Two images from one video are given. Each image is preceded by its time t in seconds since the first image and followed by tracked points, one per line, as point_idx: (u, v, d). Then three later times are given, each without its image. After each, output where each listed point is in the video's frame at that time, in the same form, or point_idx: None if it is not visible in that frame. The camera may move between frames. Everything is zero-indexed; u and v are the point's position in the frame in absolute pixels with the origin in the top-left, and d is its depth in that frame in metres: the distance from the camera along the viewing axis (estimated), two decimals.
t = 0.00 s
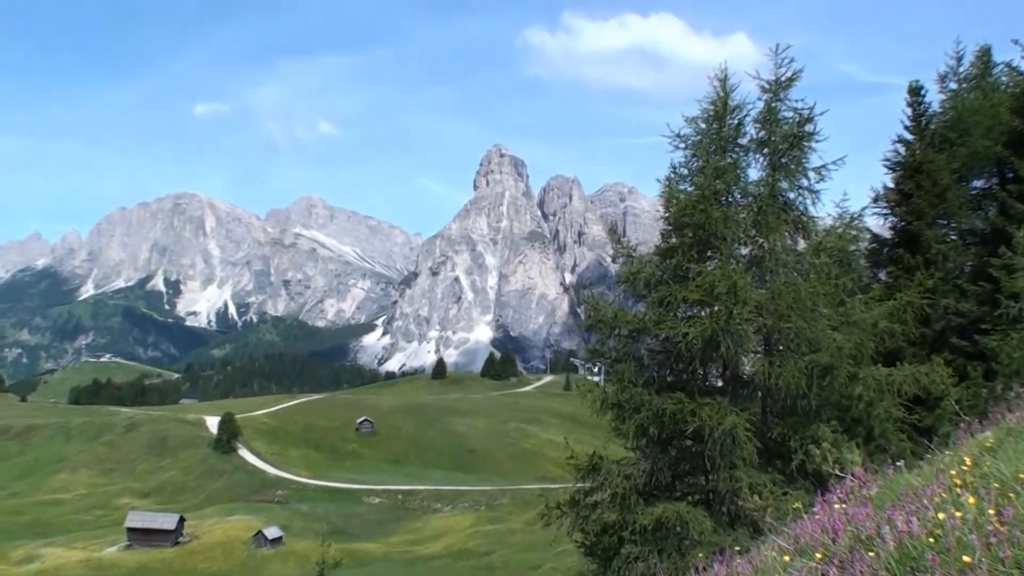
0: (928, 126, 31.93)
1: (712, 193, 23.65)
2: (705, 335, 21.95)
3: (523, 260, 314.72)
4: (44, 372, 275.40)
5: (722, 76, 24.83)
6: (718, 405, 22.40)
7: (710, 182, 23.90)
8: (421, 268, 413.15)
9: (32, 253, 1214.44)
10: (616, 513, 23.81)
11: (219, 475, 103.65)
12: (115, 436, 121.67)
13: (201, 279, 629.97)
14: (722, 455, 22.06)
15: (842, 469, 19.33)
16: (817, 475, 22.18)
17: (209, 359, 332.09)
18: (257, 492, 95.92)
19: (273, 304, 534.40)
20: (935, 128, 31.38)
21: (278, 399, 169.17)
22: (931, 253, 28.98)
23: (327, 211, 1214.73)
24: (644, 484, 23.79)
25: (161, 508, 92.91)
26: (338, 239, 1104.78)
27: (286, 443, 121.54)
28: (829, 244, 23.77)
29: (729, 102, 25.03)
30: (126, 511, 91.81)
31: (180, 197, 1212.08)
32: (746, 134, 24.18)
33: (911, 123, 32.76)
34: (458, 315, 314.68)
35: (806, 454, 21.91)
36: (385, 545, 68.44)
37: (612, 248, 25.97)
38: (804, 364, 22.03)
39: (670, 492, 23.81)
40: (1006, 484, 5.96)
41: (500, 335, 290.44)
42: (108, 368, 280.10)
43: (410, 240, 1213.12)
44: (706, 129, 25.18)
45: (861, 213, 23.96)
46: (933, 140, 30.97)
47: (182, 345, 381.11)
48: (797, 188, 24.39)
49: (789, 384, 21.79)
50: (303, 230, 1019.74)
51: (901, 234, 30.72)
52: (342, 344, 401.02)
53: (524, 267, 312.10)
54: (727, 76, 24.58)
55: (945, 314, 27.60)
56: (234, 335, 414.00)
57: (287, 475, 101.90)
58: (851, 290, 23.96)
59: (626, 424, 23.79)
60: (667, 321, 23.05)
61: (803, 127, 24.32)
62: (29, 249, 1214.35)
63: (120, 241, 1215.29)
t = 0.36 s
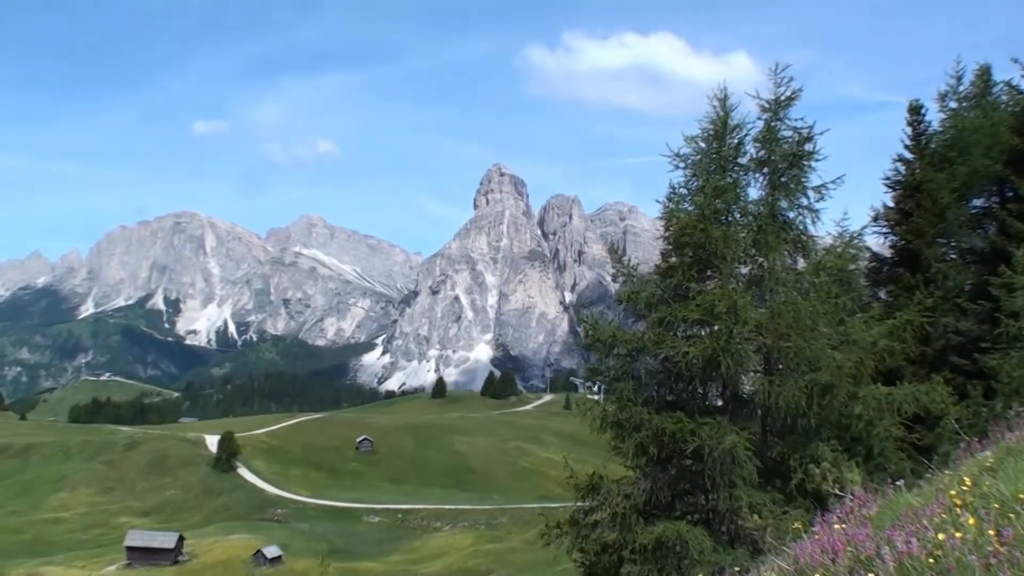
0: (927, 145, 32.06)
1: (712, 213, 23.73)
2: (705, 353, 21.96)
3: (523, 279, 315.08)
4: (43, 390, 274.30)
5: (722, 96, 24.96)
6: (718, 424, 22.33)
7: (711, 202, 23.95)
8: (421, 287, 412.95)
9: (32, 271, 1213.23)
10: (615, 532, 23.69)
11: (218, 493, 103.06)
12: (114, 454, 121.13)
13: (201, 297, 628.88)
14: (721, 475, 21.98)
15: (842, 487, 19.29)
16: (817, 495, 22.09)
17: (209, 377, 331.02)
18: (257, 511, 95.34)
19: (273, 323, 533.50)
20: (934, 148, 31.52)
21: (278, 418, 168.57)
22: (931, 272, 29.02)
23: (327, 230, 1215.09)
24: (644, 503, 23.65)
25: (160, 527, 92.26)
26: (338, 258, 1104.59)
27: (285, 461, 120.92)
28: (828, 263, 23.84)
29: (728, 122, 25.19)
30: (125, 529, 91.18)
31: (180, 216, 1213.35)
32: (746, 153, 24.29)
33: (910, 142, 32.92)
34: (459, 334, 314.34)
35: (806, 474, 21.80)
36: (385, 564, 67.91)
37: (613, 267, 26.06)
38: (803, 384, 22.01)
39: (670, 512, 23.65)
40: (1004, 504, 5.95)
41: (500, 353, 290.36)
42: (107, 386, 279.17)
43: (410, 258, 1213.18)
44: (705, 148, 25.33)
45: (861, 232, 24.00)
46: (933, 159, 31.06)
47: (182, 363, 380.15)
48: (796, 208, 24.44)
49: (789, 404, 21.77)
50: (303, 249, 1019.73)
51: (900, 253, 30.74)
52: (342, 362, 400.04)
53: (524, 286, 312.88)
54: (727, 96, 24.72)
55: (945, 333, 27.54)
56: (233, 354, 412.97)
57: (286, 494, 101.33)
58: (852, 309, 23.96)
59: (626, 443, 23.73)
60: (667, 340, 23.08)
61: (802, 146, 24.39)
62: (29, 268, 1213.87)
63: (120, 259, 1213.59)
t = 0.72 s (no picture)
0: (926, 148, 32.11)
1: (711, 215, 23.74)
2: (704, 356, 21.95)
3: (521, 283, 315.73)
4: (41, 394, 273.53)
5: (719, 98, 24.99)
6: (717, 427, 22.34)
7: (709, 205, 23.95)
8: (420, 290, 413.14)
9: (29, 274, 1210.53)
10: (614, 535, 23.66)
11: (217, 496, 102.89)
12: (113, 458, 120.91)
13: (198, 300, 627.92)
14: (720, 478, 21.92)
15: (839, 490, 19.37)
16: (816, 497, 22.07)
17: (207, 381, 330.73)
18: (256, 514, 95.24)
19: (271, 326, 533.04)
20: (932, 150, 31.56)
21: (277, 421, 168.36)
22: (929, 274, 29.07)
23: (325, 233, 1213.52)
24: (643, 506, 23.61)
25: (159, 530, 92.00)
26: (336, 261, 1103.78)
27: (284, 464, 120.72)
28: (827, 266, 23.87)
29: (726, 125, 25.24)
30: (124, 533, 90.94)
31: (178, 219, 1211.92)
32: (745, 156, 24.26)
33: (908, 145, 33.01)
34: (457, 337, 314.40)
35: (804, 477, 21.81)
36: (385, 567, 67.93)
37: (611, 270, 26.13)
38: (802, 387, 22.00)
39: (669, 514, 23.60)
40: (1004, 507, 5.92)
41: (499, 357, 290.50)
42: (106, 389, 278.74)
43: (408, 262, 1212.82)
44: (703, 152, 25.35)
45: (859, 235, 24.06)
46: (931, 162, 31.12)
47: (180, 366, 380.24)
48: (795, 211, 24.48)
49: (788, 407, 21.74)
50: (301, 253, 1019.36)
51: (899, 255, 30.78)
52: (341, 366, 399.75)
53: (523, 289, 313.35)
54: (724, 99, 24.76)
55: (943, 335, 27.51)
56: (231, 357, 412.48)
57: (284, 498, 101.25)
58: (850, 312, 23.97)
59: (626, 445, 23.73)
60: (666, 343, 23.08)
61: (800, 150, 24.40)
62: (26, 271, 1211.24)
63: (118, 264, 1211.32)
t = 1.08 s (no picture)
0: (942, 149, 31.95)
1: (726, 218, 23.73)
2: (719, 359, 21.97)
3: (536, 285, 315.60)
4: (57, 396, 276.15)
5: (734, 99, 25.01)
6: (732, 430, 22.33)
7: (724, 208, 23.96)
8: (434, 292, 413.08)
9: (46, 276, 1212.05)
10: (630, 538, 23.71)
11: (232, 498, 103.58)
12: (128, 459, 122.03)
13: (214, 302, 631.18)
14: (736, 481, 21.92)
15: (856, 494, 19.31)
16: (832, 500, 22.01)
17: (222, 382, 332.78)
18: (271, 516, 95.86)
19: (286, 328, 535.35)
20: (948, 152, 31.37)
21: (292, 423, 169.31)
22: (944, 277, 28.85)
23: (339, 235, 1213.73)
24: (658, 509, 23.63)
25: (174, 532, 92.71)
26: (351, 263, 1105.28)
27: (300, 466, 121.36)
28: (842, 268, 23.77)
29: (741, 127, 25.21)
30: (139, 534, 91.70)
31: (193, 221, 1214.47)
32: (760, 158, 24.24)
33: (924, 147, 32.79)
34: (473, 339, 314.79)
35: (821, 480, 21.73)
36: (399, 568, 68.22)
37: (626, 273, 26.20)
38: (818, 389, 21.93)
39: (685, 517, 23.60)
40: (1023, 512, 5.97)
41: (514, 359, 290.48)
42: (121, 391, 280.90)
43: (422, 264, 1213.01)
44: (718, 154, 25.36)
45: (875, 237, 23.94)
46: (947, 164, 30.93)
47: (195, 368, 382.77)
48: (810, 213, 24.40)
49: (804, 409, 21.69)
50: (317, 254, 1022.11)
51: (915, 257, 30.65)
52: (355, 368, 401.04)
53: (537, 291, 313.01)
54: (740, 100, 24.74)
55: (959, 337, 27.39)
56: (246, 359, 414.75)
57: (300, 499, 101.86)
58: (866, 314, 23.85)
59: (641, 449, 23.72)
60: (681, 346, 23.10)
61: (815, 151, 24.36)
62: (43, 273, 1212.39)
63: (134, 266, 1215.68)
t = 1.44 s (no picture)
0: (973, 148, 31.47)
1: (756, 218, 23.71)
2: (750, 358, 22.00)
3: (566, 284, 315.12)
4: (88, 395, 280.79)
5: (764, 99, 25.01)
6: (763, 430, 22.40)
7: (754, 207, 23.97)
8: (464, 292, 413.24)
9: (77, 276, 1212.68)
10: (660, 538, 23.78)
11: (262, 497, 105.13)
12: (158, 459, 124.40)
13: (245, 302, 638.07)
14: (767, 481, 21.93)
15: (886, 494, 19.26)
16: (862, 502, 21.95)
17: (253, 382, 336.62)
18: (302, 515, 97.27)
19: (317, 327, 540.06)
20: (979, 150, 30.92)
21: (321, 422, 170.76)
22: (976, 276, 28.40)
23: (370, 235, 1213.39)
24: (688, 510, 23.69)
25: (205, 530, 94.33)
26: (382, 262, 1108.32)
27: (330, 465, 122.72)
28: (873, 268, 23.60)
29: (772, 126, 25.17)
30: (168, 534, 93.45)
31: (223, 221, 1214.48)
32: (790, 157, 24.19)
33: (954, 146, 32.36)
34: (502, 339, 314.78)
35: (852, 481, 21.65)
36: (429, 568, 68.87)
37: (657, 272, 26.31)
38: (849, 390, 21.85)
39: (714, 518, 23.69)
40: None
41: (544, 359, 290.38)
42: (152, 391, 285.23)
43: (453, 263, 1213.09)
44: (749, 153, 25.37)
45: (906, 237, 23.75)
46: (978, 162, 30.48)
47: (226, 367, 387.63)
48: (841, 213, 24.28)
49: (835, 409, 21.60)
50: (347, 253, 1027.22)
51: (947, 256, 30.35)
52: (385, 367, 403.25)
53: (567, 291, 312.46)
54: (769, 99, 24.74)
55: (990, 337, 27.04)
56: (277, 359, 419.40)
57: (330, 499, 103.10)
58: (897, 313, 23.64)
59: (671, 448, 23.80)
60: (712, 345, 23.14)
61: (847, 151, 24.25)
62: (74, 273, 1213.74)
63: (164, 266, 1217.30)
